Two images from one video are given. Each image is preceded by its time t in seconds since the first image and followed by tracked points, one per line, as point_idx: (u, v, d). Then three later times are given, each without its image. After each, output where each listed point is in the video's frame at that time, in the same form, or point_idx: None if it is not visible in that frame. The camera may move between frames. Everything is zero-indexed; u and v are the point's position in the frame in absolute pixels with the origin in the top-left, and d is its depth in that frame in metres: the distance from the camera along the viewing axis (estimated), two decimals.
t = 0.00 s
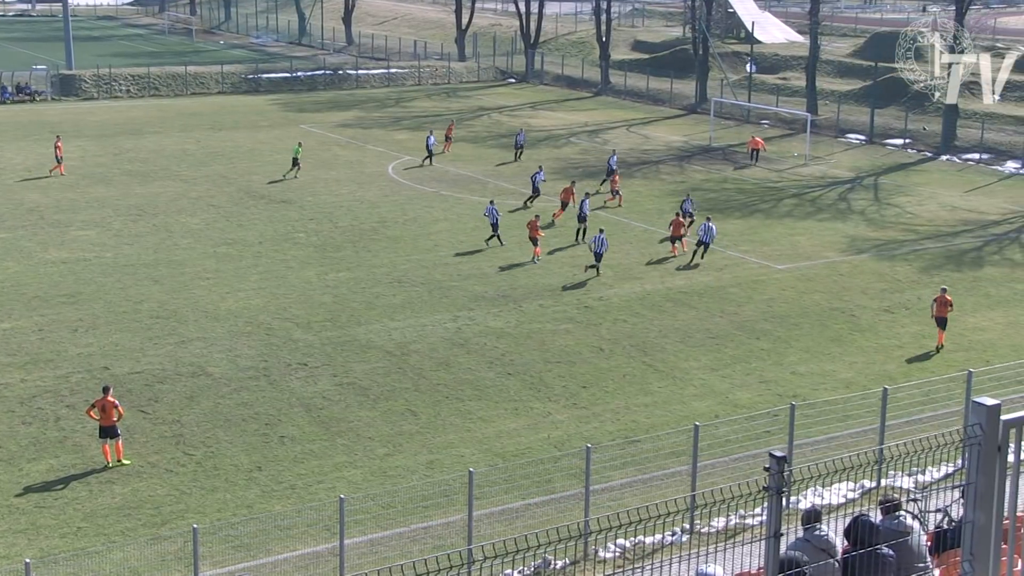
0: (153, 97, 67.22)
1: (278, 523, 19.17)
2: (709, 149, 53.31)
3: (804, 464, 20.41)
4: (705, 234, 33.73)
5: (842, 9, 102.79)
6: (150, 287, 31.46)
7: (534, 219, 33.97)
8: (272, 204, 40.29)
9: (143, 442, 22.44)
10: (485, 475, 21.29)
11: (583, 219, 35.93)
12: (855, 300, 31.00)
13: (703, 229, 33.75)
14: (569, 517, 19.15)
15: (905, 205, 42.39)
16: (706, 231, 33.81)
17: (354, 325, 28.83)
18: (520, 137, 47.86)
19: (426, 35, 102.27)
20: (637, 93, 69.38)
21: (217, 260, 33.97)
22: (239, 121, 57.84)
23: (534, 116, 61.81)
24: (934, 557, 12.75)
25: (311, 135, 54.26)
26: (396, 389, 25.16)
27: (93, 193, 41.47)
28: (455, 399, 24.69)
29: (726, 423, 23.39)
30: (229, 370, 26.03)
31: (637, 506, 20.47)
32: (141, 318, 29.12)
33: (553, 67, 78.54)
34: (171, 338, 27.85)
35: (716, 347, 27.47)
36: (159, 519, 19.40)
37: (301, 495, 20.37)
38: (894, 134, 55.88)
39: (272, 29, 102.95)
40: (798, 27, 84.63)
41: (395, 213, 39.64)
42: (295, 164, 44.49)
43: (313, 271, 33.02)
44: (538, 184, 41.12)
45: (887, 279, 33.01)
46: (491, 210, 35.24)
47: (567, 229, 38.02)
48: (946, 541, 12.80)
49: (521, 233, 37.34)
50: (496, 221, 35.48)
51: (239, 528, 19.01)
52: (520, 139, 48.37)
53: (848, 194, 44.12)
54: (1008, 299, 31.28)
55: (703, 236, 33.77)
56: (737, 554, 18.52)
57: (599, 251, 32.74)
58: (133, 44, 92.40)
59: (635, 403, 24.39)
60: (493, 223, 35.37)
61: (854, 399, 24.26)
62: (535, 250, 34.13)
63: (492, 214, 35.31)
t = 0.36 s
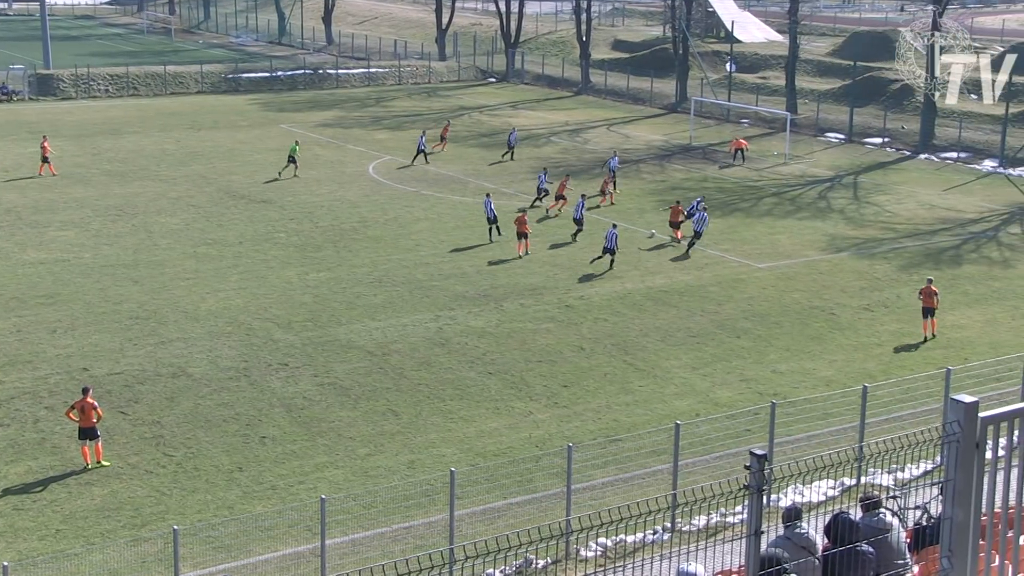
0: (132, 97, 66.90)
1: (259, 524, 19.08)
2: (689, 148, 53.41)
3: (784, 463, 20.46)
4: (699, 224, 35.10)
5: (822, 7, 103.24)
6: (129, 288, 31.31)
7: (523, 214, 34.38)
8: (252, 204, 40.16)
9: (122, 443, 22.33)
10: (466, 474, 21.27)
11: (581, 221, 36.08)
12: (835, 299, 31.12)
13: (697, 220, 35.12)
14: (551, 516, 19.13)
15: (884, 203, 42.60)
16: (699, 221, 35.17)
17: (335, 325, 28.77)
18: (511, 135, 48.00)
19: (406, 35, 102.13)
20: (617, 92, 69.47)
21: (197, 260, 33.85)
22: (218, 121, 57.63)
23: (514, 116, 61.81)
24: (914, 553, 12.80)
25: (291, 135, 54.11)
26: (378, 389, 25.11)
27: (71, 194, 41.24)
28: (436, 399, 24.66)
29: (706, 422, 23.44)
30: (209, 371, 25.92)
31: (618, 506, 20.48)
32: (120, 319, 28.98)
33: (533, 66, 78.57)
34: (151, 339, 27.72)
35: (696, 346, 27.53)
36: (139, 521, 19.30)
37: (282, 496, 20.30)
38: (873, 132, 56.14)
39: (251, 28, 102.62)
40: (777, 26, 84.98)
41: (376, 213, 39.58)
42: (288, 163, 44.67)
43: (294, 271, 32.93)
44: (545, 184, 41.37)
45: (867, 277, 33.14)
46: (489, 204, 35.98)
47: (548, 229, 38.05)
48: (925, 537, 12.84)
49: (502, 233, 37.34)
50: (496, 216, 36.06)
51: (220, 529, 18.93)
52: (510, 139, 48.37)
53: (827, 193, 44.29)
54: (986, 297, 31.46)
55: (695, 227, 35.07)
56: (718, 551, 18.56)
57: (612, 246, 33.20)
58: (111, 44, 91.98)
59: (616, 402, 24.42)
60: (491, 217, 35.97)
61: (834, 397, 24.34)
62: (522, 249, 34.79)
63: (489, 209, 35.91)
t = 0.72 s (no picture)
0: (111, 97, 66.55)
1: (239, 525, 18.99)
2: (670, 148, 53.49)
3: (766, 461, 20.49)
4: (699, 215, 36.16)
5: (801, 7, 103.66)
6: (109, 288, 31.13)
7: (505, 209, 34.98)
8: (232, 205, 40.01)
9: (102, 444, 22.21)
10: (448, 474, 21.24)
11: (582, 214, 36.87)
12: (815, 298, 31.22)
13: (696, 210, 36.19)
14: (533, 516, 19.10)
15: (864, 203, 42.76)
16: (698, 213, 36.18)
17: (315, 325, 28.70)
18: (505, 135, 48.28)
19: (387, 35, 101.96)
20: (598, 92, 69.53)
21: (178, 260, 33.70)
22: (198, 121, 57.39)
23: (495, 115, 61.77)
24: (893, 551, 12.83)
25: (271, 135, 53.93)
26: (359, 389, 25.05)
27: (50, 194, 40.98)
28: (418, 399, 24.61)
29: (688, 421, 23.47)
30: (190, 372, 25.80)
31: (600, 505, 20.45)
32: (100, 320, 28.82)
33: (514, 66, 78.56)
34: (131, 340, 27.58)
35: (677, 345, 27.57)
36: (119, 522, 19.20)
37: (263, 497, 20.22)
38: (852, 132, 56.37)
39: (231, 28, 102.26)
40: (757, 26, 85.27)
41: (357, 213, 39.50)
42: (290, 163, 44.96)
43: (275, 271, 32.83)
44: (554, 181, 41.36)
45: (847, 276, 33.28)
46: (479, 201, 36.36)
47: (528, 229, 38.05)
48: (906, 535, 12.87)
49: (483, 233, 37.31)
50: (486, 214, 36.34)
51: (200, 530, 18.85)
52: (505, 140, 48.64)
53: (808, 193, 44.43)
54: (965, 296, 31.61)
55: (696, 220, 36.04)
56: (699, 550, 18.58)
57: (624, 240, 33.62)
58: (91, 44, 91.52)
59: (597, 401, 24.43)
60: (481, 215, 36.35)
61: (814, 396, 24.40)
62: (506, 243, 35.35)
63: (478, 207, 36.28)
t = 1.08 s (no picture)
0: (96, 98, 66.32)
1: (226, 526, 18.94)
2: (656, 149, 53.55)
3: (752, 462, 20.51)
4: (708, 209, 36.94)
5: (787, 8, 104.00)
6: (95, 290, 31.00)
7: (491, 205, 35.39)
8: (219, 206, 39.91)
9: (88, 446, 22.12)
10: (435, 476, 21.19)
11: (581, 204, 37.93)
12: (801, 298, 31.29)
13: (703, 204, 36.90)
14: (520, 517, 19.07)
15: (849, 203, 42.90)
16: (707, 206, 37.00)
17: (302, 326, 28.64)
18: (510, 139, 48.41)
19: (373, 36, 101.82)
20: (584, 93, 69.56)
21: (165, 262, 33.60)
22: (184, 122, 57.22)
23: (482, 116, 61.74)
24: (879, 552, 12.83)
25: (257, 136, 53.79)
26: (346, 390, 25.00)
27: (36, 196, 40.82)
28: (404, 400, 24.58)
29: (674, 422, 23.48)
30: (176, 373, 25.71)
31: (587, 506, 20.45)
32: (85, 321, 28.70)
33: (500, 67, 78.54)
34: (117, 341, 27.46)
35: (664, 346, 27.59)
36: (105, 524, 19.12)
37: (250, 499, 20.16)
38: (838, 132, 56.52)
39: (217, 29, 102.01)
40: (743, 27, 85.49)
41: (343, 214, 39.44)
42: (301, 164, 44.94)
43: (261, 272, 32.76)
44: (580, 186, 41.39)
45: (833, 277, 33.37)
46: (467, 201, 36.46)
47: (514, 229, 38.07)
48: (892, 535, 12.90)
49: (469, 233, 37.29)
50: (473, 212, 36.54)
51: (187, 532, 18.80)
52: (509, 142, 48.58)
53: (794, 193, 44.53)
54: (950, 296, 31.73)
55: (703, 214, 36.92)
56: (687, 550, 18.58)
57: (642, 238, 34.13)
58: (76, 45, 91.17)
59: (584, 402, 24.44)
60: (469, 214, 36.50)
61: (800, 396, 24.45)
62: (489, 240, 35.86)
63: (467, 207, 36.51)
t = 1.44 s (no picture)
0: (103, 114, 66.56)
1: (232, 544, 18.89)
2: (662, 164, 53.59)
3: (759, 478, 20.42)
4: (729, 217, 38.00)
5: (792, 24, 104.30)
6: (101, 306, 31.04)
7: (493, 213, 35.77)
8: (225, 222, 39.98)
9: (94, 463, 22.10)
10: (441, 492, 21.13)
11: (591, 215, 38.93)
12: (808, 314, 31.26)
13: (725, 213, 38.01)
14: (527, 534, 18.98)
15: (855, 218, 42.89)
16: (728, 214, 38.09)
17: (308, 343, 28.64)
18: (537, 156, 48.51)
19: (379, 51, 102.17)
20: (590, 108, 69.67)
21: (171, 278, 33.64)
22: (191, 138, 57.38)
23: (487, 132, 61.85)
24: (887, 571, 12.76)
25: (263, 152, 53.90)
26: (352, 407, 24.97)
27: (43, 212, 40.92)
28: (411, 416, 24.55)
29: (680, 438, 23.42)
30: (182, 390, 25.70)
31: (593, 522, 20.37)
32: (92, 337, 28.73)
33: (506, 83, 78.75)
34: (123, 357, 27.48)
35: (670, 362, 27.55)
36: (111, 542, 19.08)
37: (256, 516, 20.11)
38: (843, 148, 56.54)
39: (224, 45, 102.41)
40: (748, 42, 85.68)
41: (349, 229, 39.49)
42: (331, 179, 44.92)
43: (267, 289, 32.79)
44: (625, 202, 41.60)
45: (839, 292, 33.32)
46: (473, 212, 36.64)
47: (520, 244, 38.10)
48: (900, 553, 12.78)
49: (475, 249, 37.31)
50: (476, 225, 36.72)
51: (192, 550, 18.75)
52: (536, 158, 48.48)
53: (799, 209, 44.54)
54: (957, 312, 31.68)
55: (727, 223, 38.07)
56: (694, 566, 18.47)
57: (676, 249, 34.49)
58: (82, 61, 91.55)
59: (591, 418, 24.40)
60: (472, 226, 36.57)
61: (807, 413, 24.39)
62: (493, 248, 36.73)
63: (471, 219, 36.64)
